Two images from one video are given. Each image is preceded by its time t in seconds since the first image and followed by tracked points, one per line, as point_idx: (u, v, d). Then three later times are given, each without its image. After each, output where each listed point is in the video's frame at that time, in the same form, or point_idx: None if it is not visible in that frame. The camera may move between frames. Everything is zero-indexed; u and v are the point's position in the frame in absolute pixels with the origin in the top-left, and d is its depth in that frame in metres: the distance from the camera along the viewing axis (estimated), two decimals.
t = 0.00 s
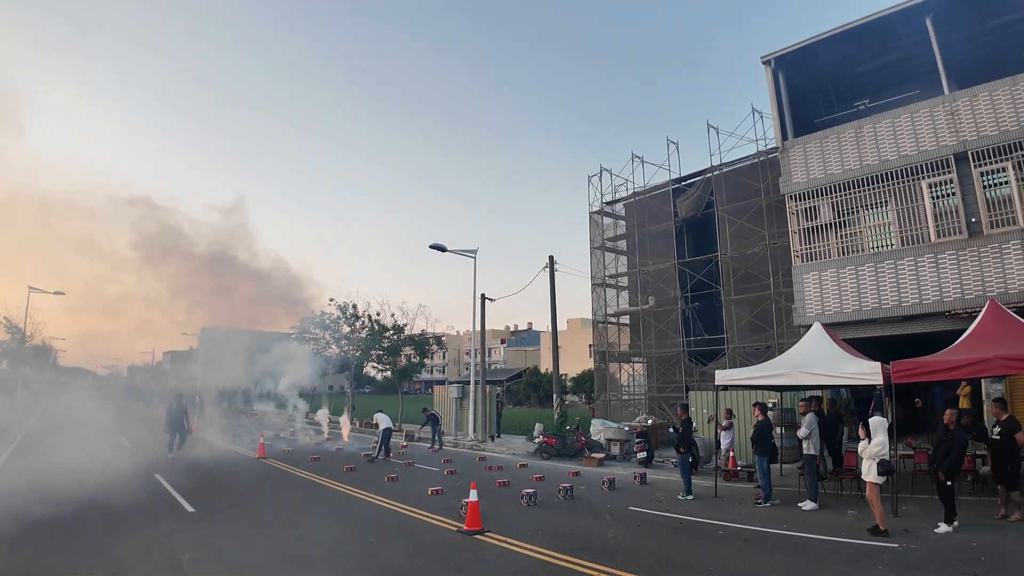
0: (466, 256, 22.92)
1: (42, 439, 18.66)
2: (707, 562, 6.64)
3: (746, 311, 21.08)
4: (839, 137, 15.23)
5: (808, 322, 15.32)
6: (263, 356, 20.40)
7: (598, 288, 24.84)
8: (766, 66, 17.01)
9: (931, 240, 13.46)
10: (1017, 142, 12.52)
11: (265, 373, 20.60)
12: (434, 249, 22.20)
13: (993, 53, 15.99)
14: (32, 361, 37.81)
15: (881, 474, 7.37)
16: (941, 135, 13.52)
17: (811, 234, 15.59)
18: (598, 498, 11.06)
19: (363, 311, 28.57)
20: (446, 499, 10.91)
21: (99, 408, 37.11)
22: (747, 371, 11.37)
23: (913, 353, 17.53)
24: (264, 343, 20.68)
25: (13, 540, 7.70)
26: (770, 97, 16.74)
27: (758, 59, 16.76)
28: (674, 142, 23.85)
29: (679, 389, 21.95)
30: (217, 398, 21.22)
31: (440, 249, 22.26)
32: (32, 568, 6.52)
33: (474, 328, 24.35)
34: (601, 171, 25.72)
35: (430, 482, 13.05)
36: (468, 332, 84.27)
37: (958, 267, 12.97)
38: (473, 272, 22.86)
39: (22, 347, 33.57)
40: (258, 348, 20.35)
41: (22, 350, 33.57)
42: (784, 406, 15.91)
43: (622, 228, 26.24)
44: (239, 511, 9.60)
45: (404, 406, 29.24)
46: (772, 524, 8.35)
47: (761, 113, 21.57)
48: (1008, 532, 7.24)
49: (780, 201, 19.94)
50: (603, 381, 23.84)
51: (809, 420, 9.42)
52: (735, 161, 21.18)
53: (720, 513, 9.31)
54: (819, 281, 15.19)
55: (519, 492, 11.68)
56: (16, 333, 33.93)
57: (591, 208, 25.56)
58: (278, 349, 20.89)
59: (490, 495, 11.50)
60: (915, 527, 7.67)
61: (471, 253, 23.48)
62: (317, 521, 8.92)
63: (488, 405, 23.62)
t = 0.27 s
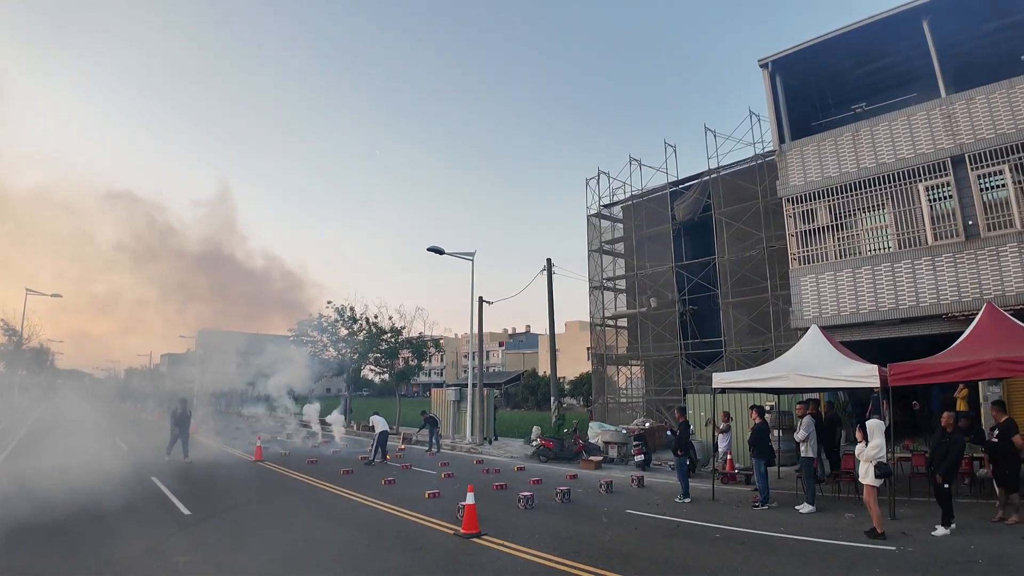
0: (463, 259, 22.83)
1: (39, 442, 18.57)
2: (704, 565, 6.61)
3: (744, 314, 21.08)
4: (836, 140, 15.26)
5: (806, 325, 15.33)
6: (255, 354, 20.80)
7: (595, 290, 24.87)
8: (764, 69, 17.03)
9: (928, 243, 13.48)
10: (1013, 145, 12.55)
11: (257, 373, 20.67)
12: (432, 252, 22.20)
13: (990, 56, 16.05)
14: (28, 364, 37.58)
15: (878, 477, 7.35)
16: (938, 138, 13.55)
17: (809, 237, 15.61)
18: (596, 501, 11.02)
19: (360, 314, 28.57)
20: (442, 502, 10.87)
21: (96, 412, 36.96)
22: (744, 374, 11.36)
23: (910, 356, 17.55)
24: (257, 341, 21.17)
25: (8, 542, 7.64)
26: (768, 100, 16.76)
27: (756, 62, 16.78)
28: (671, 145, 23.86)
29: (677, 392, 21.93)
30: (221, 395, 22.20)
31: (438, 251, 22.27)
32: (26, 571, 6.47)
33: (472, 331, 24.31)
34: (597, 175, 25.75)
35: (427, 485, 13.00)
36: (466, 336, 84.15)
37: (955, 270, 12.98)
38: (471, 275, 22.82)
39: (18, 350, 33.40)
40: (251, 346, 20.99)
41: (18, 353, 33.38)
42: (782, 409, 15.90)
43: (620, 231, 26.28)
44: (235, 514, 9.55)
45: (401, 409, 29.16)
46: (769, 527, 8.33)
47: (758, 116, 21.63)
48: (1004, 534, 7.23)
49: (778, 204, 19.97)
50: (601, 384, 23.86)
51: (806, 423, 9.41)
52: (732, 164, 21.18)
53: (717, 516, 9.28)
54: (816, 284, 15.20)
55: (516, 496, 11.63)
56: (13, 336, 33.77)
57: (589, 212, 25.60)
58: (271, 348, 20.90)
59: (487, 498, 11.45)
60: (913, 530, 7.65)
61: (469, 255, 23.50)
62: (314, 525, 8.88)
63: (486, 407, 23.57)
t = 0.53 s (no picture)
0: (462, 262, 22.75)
1: (35, 445, 18.52)
2: (701, 569, 6.59)
3: (741, 317, 21.07)
4: (834, 143, 15.30)
5: (804, 327, 15.34)
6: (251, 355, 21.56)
7: (593, 293, 24.80)
8: (762, 72, 17.07)
9: (926, 245, 13.51)
10: (1011, 148, 12.58)
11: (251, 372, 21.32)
12: (430, 255, 22.18)
13: (987, 59, 16.11)
14: (26, 366, 37.47)
15: (877, 479, 7.33)
16: (936, 141, 13.59)
17: (806, 239, 15.64)
18: (593, 504, 11.00)
19: (358, 317, 28.53)
20: (440, 505, 10.84)
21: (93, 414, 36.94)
22: (743, 377, 11.34)
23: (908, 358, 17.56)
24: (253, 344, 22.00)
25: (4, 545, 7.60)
26: (766, 103, 16.80)
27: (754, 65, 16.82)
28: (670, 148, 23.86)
29: (675, 395, 21.93)
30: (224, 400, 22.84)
31: (437, 254, 22.24)
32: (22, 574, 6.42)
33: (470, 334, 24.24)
34: (596, 177, 25.51)
35: (425, 488, 12.96)
36: (465, 338, 84.06)
37: (953, 272, 13.01)
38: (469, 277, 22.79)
39: (15, 352, 33.32)
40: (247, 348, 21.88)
41: (16, 355, 33.30)
42: (780, 411, 15.90)
43: (617, 234, 26.26)
44: (233, 517, 9.51)
45: (399, 411, 29.10)
46: (767, 529, 8.32)
47: (756, 119, 21.66)
48: (1002, 537, 7.23)
49: (776, 207, 19.99)
50: (599, 387, 23.93)
51: (804, 426, 9.41)
52: (731, 167, 21.17)
53: (715, 519, 9.27)
54: (814, 287, 15.21)
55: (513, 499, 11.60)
56: (11, 337, 33.69)
57: (586, 214, 25.49)
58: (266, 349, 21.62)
59: (485, 501, 11.42)
60: (911, 532, 7.64)
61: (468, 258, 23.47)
62: (312, 527, 8.84)
63: (484, 410, 23.54)
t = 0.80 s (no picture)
0: (461, 264, 22.78)
1: (33, 446, 18.49)
2: (701, 570, 6.57)
3: (740, 319, 21.08)
4: (832, 145, 15.33)
5: (802, 329, 15.35)
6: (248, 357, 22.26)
7: (592, 295, 24.78)
8: (760, 75, 17.11)
9: (924, 248, 13.53)
10: (1008, 151, 12.62)
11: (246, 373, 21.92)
12: (428, 256, 22.18)
13: (984, 62, 16.17)
14: (23, 367, 37.38)
15: (875, 481, 7.33)
16: (934, 143, 13.62)
17: (805, 241, 15.65)
18: (592, 506, 10.98)
19: (357, 318, 28.53)
20: (438, 507, 10.81)
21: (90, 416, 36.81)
22: (741, 379, 11.34)
23: (906, 360, 17.58)
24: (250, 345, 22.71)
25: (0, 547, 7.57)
26: (764, 105, 16.83)
27: (752, 68, 16.86)
28: (669, 150, 23.91)
29: (674, 397, 21.93)
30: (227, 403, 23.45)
31: (435, 255, 22.23)
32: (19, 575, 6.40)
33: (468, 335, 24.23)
34: (595, 179, 26.40)
35: (422, 490, 12.95)
36: (463, 340, 83.99)
37: (951, 274, 13.04)
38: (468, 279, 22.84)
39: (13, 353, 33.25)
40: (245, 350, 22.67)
41: (14, 356, 33.22)
42: (778, 414, 15.92)
43: (617, 236, 26.28)
44: (231, 518, 9.48)
45: (398, 413, 29.06)
46: (765, 532, 8.30)
47: (754, 122, 21.69)
48: (1000, 539, 7.23)
49: (774, 210, 20.03)
50: (598, 389, 23.93)
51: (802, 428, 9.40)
52: (729, 169, 21.21)
53: (714, 521, 9.26)
54: (812, 289, 15.22)
55: (512, 501, 11.57)
56: (8, 338, 33.62)
57: (586, 216, 25.56)
58: (261, 349, 22.21)
59: (484, 503, 11.39)
60: (910, 534, 7.63)
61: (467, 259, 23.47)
62: (310, 529, 8.82)
63: (482, 412, 23.50)
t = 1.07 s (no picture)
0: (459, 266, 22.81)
1: (30, 448, 18.43)
2: (700, 572, 6.56)
3: (739, 320, 21.10)
4: (830, 147, 15.36)
5: (800, 331, 15.36)
6: (244, 357, 22.32)
7: (591, 297, 24.80)
8: (758, 77, 17.13)
9: (922, 249, 13.55)
10: (1006, 152, 12.65)
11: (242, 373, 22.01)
12: (426, 258, 22.15)
13: (982, 64, 16.22)
14: (21, 369, 37.32)
15: (873, 483, 7.34)
16: (932, 145, 13.64)
17: (803, 243, 15.67)
18: (591, 508, 10.97)
19: (355, 320, 28.53)
20: (437, 509, 10.78)
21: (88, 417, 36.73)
22: (739, 380, 11.35)
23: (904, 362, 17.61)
24: (245, 346, 22.72)
25: None
26: (763, 107, 16.85)
27: (751, 70, 16.87)
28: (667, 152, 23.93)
29: (673, 399, 21.93)
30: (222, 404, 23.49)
31: (433, 257, 22.22)
32: None
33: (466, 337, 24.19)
34: (594, 182, 26.54)
35: (421, 492, 12.94)
36: (462, 341, 83.93)
37: (949, 275, 13.05)
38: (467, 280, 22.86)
39: (10, 355, 33.20)
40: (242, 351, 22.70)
41: (11, 358, 33.14)
42: (777, 415, 15.93)
43: (615, 237, 26.31)
44: (229, 520, 9.46)
45: (397, 415, 29.02)
46: (763, 533, 8.30)
47: (752, 124, 21.67)
48: (998, 540, 7.24)
49: (772, 211, 20.05)
50: (597, 390, 23.94)
51: (800, 429, 9.40)
52: (727, 171, 21.23)
53: (712, 523, 9.25)
54: (811, 291, 15.23)
55: (511, 503, 11.55)
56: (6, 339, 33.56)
57: (584, 218, 25.61)
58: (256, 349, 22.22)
59: (483, 505, 11.36)
60: (908, 535, 7.64)
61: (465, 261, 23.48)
62: (308, 531, 8.80)
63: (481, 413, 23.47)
